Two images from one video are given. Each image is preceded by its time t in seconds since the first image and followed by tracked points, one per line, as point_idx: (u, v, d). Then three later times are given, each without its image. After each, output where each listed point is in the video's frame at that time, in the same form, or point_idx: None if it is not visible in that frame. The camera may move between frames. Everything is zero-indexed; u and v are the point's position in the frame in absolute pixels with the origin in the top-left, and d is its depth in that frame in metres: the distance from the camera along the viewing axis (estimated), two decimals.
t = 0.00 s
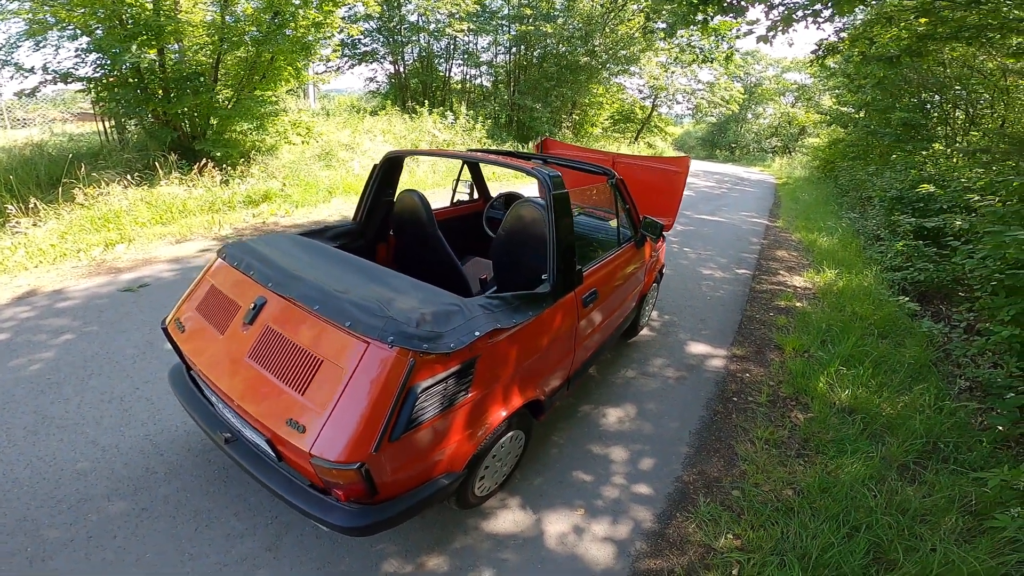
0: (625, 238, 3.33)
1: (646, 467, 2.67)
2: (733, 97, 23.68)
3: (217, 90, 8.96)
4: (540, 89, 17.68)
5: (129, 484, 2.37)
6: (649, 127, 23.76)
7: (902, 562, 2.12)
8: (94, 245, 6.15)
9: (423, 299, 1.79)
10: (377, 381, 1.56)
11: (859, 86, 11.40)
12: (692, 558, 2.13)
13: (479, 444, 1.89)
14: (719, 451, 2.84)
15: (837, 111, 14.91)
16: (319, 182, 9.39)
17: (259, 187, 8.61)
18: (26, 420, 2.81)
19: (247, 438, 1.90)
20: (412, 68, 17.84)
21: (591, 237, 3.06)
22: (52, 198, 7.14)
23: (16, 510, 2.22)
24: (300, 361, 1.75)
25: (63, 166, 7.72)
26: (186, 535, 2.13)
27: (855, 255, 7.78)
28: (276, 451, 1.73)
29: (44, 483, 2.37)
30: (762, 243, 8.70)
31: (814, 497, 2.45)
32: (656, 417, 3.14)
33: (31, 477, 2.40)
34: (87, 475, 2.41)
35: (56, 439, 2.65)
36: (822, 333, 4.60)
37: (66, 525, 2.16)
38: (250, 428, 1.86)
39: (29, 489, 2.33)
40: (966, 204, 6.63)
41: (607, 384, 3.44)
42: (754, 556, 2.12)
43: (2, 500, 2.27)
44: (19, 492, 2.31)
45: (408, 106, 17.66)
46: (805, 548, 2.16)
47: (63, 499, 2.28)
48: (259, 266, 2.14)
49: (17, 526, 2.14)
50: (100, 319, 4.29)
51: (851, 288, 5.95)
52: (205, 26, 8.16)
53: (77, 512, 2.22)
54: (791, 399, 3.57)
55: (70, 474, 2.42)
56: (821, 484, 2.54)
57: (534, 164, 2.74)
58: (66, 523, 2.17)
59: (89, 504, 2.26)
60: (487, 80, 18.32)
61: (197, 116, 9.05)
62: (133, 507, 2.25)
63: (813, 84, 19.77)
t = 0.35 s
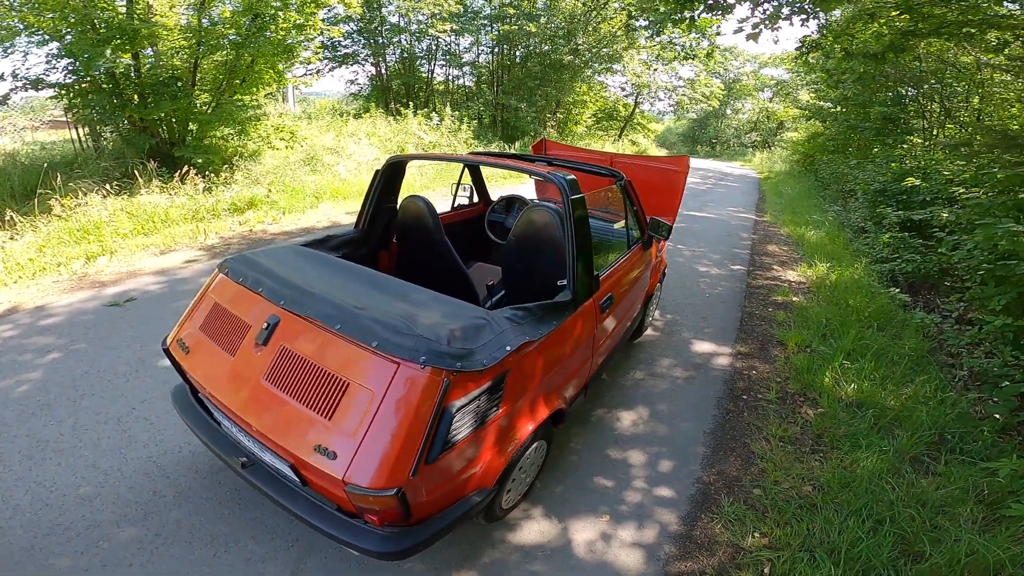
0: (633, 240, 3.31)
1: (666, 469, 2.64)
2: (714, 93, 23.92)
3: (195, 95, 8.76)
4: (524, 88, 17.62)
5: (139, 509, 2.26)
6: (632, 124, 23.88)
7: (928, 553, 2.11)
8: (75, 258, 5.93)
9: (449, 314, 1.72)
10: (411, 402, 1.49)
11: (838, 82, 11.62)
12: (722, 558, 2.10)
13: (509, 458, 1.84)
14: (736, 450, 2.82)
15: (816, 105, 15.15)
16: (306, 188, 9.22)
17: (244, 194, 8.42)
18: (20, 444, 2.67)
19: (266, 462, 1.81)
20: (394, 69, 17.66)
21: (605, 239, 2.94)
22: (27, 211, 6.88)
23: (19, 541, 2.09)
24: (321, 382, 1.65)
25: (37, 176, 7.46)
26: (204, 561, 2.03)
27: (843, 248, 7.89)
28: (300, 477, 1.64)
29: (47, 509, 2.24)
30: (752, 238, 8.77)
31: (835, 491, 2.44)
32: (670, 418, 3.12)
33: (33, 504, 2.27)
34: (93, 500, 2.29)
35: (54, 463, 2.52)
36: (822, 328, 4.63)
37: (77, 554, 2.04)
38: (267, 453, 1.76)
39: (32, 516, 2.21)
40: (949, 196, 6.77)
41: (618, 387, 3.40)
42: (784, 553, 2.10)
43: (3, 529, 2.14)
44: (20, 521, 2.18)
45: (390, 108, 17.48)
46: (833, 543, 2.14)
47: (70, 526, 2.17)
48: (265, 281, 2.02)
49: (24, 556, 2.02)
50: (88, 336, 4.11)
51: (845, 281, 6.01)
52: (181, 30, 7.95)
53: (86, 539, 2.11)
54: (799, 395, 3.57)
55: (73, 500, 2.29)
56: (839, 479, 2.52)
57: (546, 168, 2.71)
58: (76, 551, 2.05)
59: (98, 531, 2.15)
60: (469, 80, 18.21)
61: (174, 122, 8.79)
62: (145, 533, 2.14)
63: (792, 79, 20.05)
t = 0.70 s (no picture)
0: (648, 244, 3.28)
1: (695, 471, 2.58)
2: (698, 90, 24.08)
3: (178, 107, 8.62)
4: (511, 91, 17.61)
5: (161, 538, 2.16)
6: (619, 123, 23.94)
7: (971, 543, 2.07)
8: (65, 279, 5.77)
9: (485, 330, 1.65)
10: (457, 425, 1.41)
11: (822, 75, 11.77)
12: (764, 558, 2.04)
13: (549, 474, 1.77)
14: (762, 448, 2.77)
15: (799, 98, 15.31)
16: (298, 199, 9.10)
17: (236, 207, 8.29)
18: (27, 473, 2.55)
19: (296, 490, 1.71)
20: (378, 76, 17.56)
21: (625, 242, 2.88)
22: (13, 233, 6.70)
23: None
24: (354, 406, 1.55)
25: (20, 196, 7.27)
26: None
27: (840, 240, 7.94)
28: (338, 505, 1.55)
29: (65, 541, 2.14)
30: (749, 233, 8.80)
31: (868, 483, 2.40)
32: (692, 418, 3.06)
33: (49, 536, 2.16)
34: (112, 530, 2.18)
35: (66, 491, 2.41)
36: (831, 321, 4.62)
37: None
38: (298, 481, 1.66)
39: (50, 549, 2.10)
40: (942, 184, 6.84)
41: (636, 390, 3.35)
42: (826, 549, 2.05)
43: (22, 563, 2.03)
44: (37, 555, 2.07)
45: (377, 116, 17.37)
46: (875, 536, 2.09)
47: (91, 558, 2.06)
48: (283, 301, 1.90)
49: None
50: (87, 360, 3.98)
51: (846, 273, 6.03)
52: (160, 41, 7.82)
53: (110, 571, 2.00)
54: (817, 390, 3.54)
55: (91, 530, 2.19)
56: (870, 472, 2.46)
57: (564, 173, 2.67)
58: None
59: (121, 563, 2.04)
60: (455, 85, 18.16)
61: (159, 135, 8.73)
62: (170, 563, 2.04)
63: (774, 73, 20.24)
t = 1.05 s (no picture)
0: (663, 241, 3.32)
1: (726, 462, 2.61)
2: (680, 86, 24.33)
3: (163, 121, 8.52)
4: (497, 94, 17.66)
5: (202, 559, 2.13)
6: (604, 122, 24.08)
7: (1008, 520, 2.10)
8: (62, 301, 5.66)
9: (532, 334, 1.65)
10: (521, 431, 1.41)
11: (803, 67, 11.97)
12: (807, 544, 2.07)
13: (598, 475, 1.78)
14: (789, 437, 2.81)
15: (780, 90, 15.54)
16: (292, 211, 9.02)
17: (230, 221, 8.21)
18: (52, 499, 2.50)
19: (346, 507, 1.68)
20: (362, 84, 17.50)
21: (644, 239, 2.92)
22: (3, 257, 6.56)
23: None
24: (408, 419, 1.52)
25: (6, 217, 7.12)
26: None
27: (833, 228, 8.07)
28: (395, 521, 1.52)
29: (104, 568, 2.10)
30: (744, 226, 8.90)
31: (899, 467, 2.43)
32: (715, 411, 3.09)
33: (87, 564, 2.12)
34: (151, 555, 2.15)
35: (97, 517, 2.36)
36: (837, 308, 4.69)
37: None
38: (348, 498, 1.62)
39: None
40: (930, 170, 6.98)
41: (657, 387, 3.37)
42: (869, 532, 2.08)
43: None
44: None
45: (363, 124, 17.30)
46: (914, 517, 2.12)
47: None
48: (320, 315, 1.87)
49: None
50: (96, 383, 3.91)
51: (845, 260, 6.13)
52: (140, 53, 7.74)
53: None
54: (833, 377, 3.59)
55: (130, 557, 2.15)
56: (899, 457, 2.49)
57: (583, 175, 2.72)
58: None
59: None
60: (439, 90, 18.16)
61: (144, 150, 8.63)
62: None
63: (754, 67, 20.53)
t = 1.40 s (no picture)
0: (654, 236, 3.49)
1: (727, 443, 2.79)
2: (637, 85, 24.98)
3: (116, 126, 8.13)
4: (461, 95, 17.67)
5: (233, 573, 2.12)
6: (565, 121, 24.44)
7: (988, 485, 2.30)
8: (21, 318, 5.35)
9: (569, 327, 1.75)
10: (576, 417, 1.50)
11: (756, 67, 12.56)
12: (815, 515, 2.25)
13: (629, 458, 1.89)
14: (779, 416, 3.02)
15: (733, 89, 16.25)
16: (260, 218, 8.78)
17: (195, 229, 7.92)
18: (57, 523, 2.41)
19: (393, 509, 1.70)
20: (321, 87, 17.15)
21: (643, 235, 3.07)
22: None
23: None
24: (461, 416, 1.58)
25: None
26: None
27: (790, 220, 8.55)
28: (451, 517, 1.56)
29: None
30: (709, 220, 9.29)
31: (882, 439, 2.66)
32: (709, 396, 3.28)
33: None
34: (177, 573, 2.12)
35: (112, 539, 2.31)
36: (805, 294, 5.01)
37: None
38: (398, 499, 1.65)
39: None
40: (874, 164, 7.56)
41: (652, 376, 3.53)
42: (868, 501, 2.27)
43: None
44: None
45: (324, 127, 16.95)
46: (905, 484, 2.32)
47: None
48: (353, 321, 1.90)
49: None
50: (76, 401, 3.74)
51: (806, 250, 6.53)
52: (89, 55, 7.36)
53: None
54: (809, 358, 3.87)
55: None
56: (881, 430, 2.72)
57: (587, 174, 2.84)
58: None
59: None
60: (400, 92, 18.01)
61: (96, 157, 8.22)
62: None
63: (706, 66, 21.35)
